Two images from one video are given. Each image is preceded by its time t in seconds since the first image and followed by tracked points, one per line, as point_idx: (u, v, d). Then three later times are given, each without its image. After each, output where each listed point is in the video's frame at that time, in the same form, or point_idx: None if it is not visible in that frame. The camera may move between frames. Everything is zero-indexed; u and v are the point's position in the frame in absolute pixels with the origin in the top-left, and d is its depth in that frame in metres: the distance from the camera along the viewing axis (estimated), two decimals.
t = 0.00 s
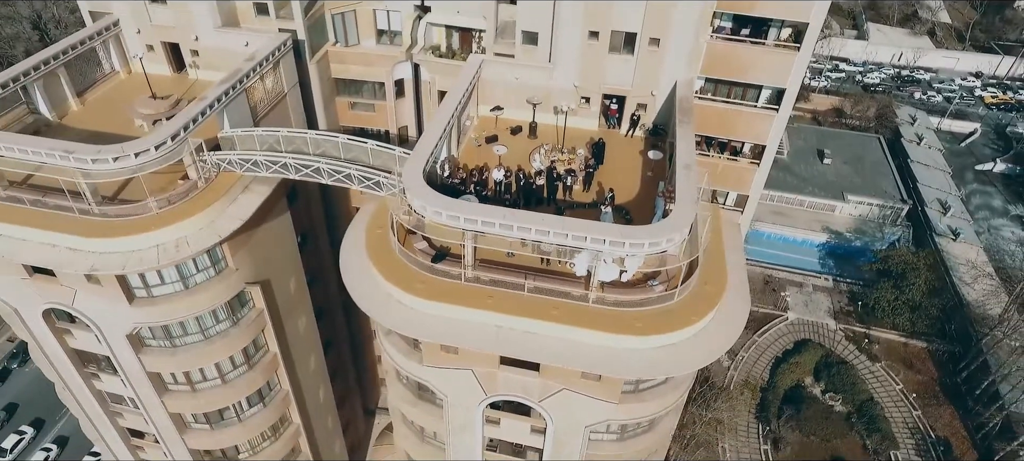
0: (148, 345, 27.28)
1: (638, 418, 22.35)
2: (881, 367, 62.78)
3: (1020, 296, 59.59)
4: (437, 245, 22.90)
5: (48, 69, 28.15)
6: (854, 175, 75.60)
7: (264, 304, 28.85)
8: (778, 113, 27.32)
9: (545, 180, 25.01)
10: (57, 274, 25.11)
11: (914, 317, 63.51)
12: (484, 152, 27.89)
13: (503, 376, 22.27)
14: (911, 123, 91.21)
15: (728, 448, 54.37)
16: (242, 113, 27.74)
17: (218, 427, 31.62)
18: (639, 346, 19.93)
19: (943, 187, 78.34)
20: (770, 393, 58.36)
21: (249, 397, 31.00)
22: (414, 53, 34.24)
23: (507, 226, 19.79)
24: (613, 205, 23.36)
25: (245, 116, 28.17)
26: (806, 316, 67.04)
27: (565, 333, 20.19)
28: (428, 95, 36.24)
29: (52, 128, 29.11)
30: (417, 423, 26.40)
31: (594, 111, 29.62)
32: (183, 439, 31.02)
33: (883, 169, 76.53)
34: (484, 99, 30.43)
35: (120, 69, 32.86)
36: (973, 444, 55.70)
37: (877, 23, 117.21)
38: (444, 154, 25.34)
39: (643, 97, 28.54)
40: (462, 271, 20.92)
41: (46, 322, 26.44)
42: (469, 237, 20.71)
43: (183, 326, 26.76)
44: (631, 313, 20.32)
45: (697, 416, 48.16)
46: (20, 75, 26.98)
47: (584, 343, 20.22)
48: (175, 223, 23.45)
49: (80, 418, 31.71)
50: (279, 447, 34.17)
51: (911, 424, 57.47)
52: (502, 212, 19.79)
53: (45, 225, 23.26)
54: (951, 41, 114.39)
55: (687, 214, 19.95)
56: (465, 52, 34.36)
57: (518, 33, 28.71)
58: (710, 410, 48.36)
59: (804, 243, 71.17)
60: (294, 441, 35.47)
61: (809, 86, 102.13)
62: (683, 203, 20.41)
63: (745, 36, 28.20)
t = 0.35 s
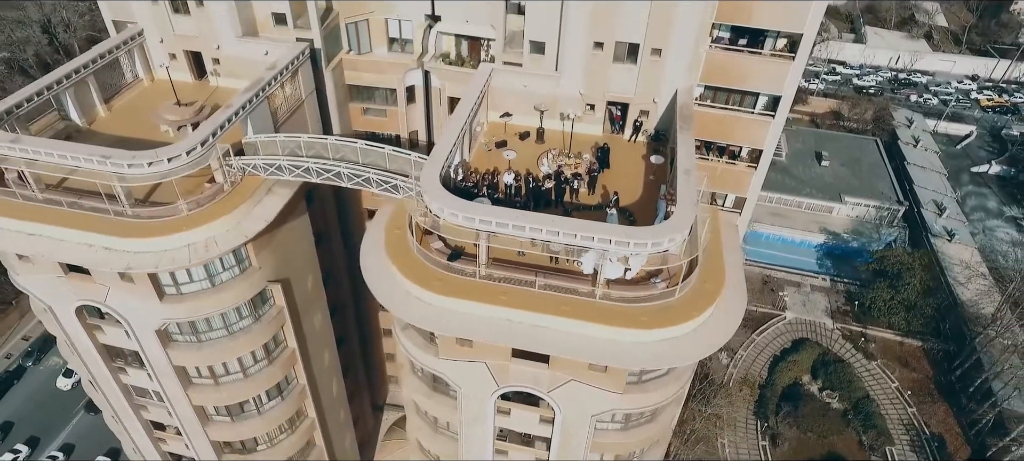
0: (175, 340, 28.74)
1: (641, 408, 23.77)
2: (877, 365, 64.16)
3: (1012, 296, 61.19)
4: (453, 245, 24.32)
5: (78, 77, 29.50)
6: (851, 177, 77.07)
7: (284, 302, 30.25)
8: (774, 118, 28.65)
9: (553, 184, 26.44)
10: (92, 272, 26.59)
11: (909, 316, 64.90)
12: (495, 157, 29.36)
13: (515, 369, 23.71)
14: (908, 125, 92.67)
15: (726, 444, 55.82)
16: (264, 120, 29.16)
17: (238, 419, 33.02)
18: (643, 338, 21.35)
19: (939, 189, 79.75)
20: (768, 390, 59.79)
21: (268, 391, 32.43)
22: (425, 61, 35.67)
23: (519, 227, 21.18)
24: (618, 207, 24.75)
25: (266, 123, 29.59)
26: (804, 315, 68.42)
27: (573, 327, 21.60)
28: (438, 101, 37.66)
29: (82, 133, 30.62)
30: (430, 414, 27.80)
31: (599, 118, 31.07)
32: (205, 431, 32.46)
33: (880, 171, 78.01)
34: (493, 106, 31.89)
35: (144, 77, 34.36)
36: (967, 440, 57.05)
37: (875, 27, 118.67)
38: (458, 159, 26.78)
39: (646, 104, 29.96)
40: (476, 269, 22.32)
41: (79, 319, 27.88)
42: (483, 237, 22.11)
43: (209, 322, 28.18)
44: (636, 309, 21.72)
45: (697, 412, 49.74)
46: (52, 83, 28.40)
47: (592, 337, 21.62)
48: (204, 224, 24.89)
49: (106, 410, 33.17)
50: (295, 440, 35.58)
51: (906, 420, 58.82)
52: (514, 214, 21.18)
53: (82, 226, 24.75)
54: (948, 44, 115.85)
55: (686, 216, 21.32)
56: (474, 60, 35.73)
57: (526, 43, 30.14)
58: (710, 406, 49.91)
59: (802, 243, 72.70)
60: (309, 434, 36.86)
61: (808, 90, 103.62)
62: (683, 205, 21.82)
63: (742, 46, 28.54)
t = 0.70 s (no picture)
0: (199, 335, 30.10)
1: (646, 398, 25.13)
2: (874, 363, 65.41)
3: (1005, 295, 62.59)
4: (467, 244, 25.70)
5: (106, 84, 30.82)
6: (848, 179, 78.59)
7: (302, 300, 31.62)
8: (772, 123, 29.96)
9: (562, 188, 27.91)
10: (122, 270, 27.93)
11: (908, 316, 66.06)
12: (505, 161, 30.84)
13: (526, 361, 25.03)
14: (905, 127, 94.10)
15: (726, 439, 57.18)
16: (284, 125, 30.55)
17: (257, 412, 34.35)
18: (648, 332, 22.73)
19: (935, 190, 81.13)
20: (767, 387, 60.82)
21: (286, 385, 33.78)
22: (436, 68, 37.05)
23: (530, 228, 22.54)
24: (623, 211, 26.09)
25: (285, 128, 30.98)
26: (802, 315, 69.73)
27: (582, 321, 22.98)
28: (448, 106, 39.00)
29: (109, 138, 31.98)
30: (444, 406, 29.14)
31: (604, 123, 32.49)
32: (226, 423, 33.81)
33: (877, 173, 79.52)
34: (503, 112, 33.31)
35: (166, 84, 35.78)
36: (962, 437, 58.36)
37: (873, 30, 120.05)
38: (471, 163, 28.16)
39: (649, 110, 31.36)
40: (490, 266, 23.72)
41: (109, 315, 29.22)
42: (496, 236, 23.47)
43: (232, 318, 29.59)
44: (640, 304, 23.09)
45: (698, 408, 51.23)
46: (83, 90, 29.76)
47: (600, 331, 23.00)
48: (231, 225, 26.27)
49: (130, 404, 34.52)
50: (311, 433, 36.92)
51: (903, 417, 60.13)
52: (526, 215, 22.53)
53: (116, 227, 26.13)
54: (945, 47, 117.28)
55: (688, 218, 22.67)
56: (482, 66, 37.07)
57: (535, 51, 31.50)
58: (711, 402, 51.35)
59: (800, 244, 74.26)
60: (324, 428, 38.20)
61: (807, 92, 104.97)
62: (685, 207, 23.19)
63: (741, 54, 29.90)
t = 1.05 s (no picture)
0: (222, 332, 31.45)
1: (650, 391, 26.46)
2: (871, 361, 66.63)
3: (1000, 295, 63.93)
4: (480, 244, 27.05)
5: (132, 91, 32.08)
6: (846, 180, 80.03)
7: (320, 298, 32.94)
8: (770, 129, 31.27)
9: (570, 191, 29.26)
10: (150, 270, 29.26)
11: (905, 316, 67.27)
12: (515, 165, 32.23)
13: (537, 356, 26.33)
14: (903, 130, 95.50)
15: (726, 436, 58.47)
16: (303, 131, 31.90)
17: (275, 407, 35.68)
18: (652, 328, 24.06)
19: (932, 192, 82.46)
20: (766, 385, 62.34)
21: (303, 380, 35.12)
22: (446, 75, 38.37)
23: (541, 229, 23.86)
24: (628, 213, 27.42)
25: (304, 133, 32.34)
26: (801, 314, 71.02)
27: (590, 318, 24.30)
28: (457, 111, 40.30)
29: (134, 143, 33.32)
30: (456, 400, 30.48)
31: (609, 128, 33.85)
32: (245, 417, 35.14)
33: (875, 175, 80.91)
34: (512, 118, 34.67)
35: (187, 90, 37.16)
36: (957, 433, 59.63)
37: (871, 33, 121.34)
38: (483, 167, 29.51)
39: (652, 116, 32.71)
40: (503, 265, 25.06)
41: (136, 312, 30.54)
42: (508, 237, 24.80)
43: (254, 315, 30.96)
44: (646, 301, 24.45)
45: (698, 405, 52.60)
46: (111, 97, 31.09)
47: (607, 326, 24.34)
48: (255, 226, 27.61)
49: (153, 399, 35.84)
50: (325, 427, 38.24)
51: (899, 414, 61.34)
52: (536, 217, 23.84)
53: (146, 227, 27.45)
54: (942, 50, 118.69)
55: (689, 219, 23.99)
56: (491, 73, 38.35)
57: (543, 59, 32.84)
58: (711, 398, 52.84)
59: (798, 244, 75.79)
60: (338, 422, 39.51)
61: (806, 95, 106.29)
62: (687, 209, 24.54)
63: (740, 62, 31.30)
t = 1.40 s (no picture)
0: (243, 330, 32.79)
1: (655, 386, 27.76)
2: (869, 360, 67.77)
3: (995, 296, 65.25)
4: (493, 246, 28.40)
5: (155, 99, 33.36)
6: (845, 183, 81.54)
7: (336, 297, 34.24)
8: (769, 135, 32.52)
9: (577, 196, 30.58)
10: (176, 270, 30.58)
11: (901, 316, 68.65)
12: (524, 170, 33.60)
13: (546, 353, 27.62)
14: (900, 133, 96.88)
15: (726, 433, 59.73)
16: (320, 137, 33.25)
17: (292, 402, 37.00)
18: (656, 325, 25.34)
19: (929, 195, 83.76)
20: (766, 383, 63.79)
21: (318, 377, 36.44)
22: (456, 82, 39.69)
23: (550, 231, 25.17)
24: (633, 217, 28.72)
25: (321, 139, 33.68)
26: (800, 314, 72.29)
27: (597, 316, 25.61)
28: (466, 116, 41.60)
29: (157, 148, 34.67)
30: (468, 395, 31.79)
31: (614, 134, 35.19)
32: (263, 412, 36.48)
33: (873, 178, 82.37)
34: (520, 124, 36.01)
35: (206, 97, 38.50)
36: (952, 431, 60.76)
37: (870, 37, 122.70)
38: (494, 172, 30.85)
39: (656, 123, 34.07)
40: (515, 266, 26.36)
41: (160, 311, 31.84)
42: (519, 239, 26.12)
43: (274, 314, 32.30)
44: (650, 301, 25.76)
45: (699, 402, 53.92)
46: (137, 104, 32.42)
47: (614, 324, 25.64)
48: (278, 229, 28.94)
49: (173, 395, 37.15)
50: (339, 422, 39.55)
51: (895, 413, 62.53)
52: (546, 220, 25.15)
53: (173, 230, 28.75)
54: (940, 54, 120.08)
55: (692, 222, 25.27)
56: (500, 80, 39.68)
57: (550, 68, 34.18)
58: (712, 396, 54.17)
59: (798, 246, 77.34)
60: (350, 418, 40.80)
61: (806, 98, 107.64)
62: (690, 212, 25.84)
63: (741, 71, 32.46)
